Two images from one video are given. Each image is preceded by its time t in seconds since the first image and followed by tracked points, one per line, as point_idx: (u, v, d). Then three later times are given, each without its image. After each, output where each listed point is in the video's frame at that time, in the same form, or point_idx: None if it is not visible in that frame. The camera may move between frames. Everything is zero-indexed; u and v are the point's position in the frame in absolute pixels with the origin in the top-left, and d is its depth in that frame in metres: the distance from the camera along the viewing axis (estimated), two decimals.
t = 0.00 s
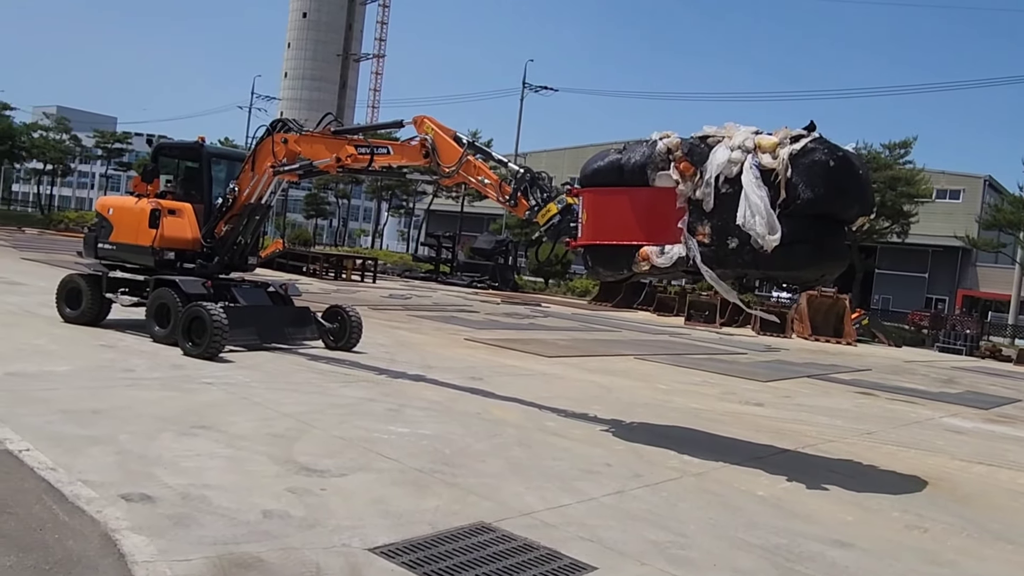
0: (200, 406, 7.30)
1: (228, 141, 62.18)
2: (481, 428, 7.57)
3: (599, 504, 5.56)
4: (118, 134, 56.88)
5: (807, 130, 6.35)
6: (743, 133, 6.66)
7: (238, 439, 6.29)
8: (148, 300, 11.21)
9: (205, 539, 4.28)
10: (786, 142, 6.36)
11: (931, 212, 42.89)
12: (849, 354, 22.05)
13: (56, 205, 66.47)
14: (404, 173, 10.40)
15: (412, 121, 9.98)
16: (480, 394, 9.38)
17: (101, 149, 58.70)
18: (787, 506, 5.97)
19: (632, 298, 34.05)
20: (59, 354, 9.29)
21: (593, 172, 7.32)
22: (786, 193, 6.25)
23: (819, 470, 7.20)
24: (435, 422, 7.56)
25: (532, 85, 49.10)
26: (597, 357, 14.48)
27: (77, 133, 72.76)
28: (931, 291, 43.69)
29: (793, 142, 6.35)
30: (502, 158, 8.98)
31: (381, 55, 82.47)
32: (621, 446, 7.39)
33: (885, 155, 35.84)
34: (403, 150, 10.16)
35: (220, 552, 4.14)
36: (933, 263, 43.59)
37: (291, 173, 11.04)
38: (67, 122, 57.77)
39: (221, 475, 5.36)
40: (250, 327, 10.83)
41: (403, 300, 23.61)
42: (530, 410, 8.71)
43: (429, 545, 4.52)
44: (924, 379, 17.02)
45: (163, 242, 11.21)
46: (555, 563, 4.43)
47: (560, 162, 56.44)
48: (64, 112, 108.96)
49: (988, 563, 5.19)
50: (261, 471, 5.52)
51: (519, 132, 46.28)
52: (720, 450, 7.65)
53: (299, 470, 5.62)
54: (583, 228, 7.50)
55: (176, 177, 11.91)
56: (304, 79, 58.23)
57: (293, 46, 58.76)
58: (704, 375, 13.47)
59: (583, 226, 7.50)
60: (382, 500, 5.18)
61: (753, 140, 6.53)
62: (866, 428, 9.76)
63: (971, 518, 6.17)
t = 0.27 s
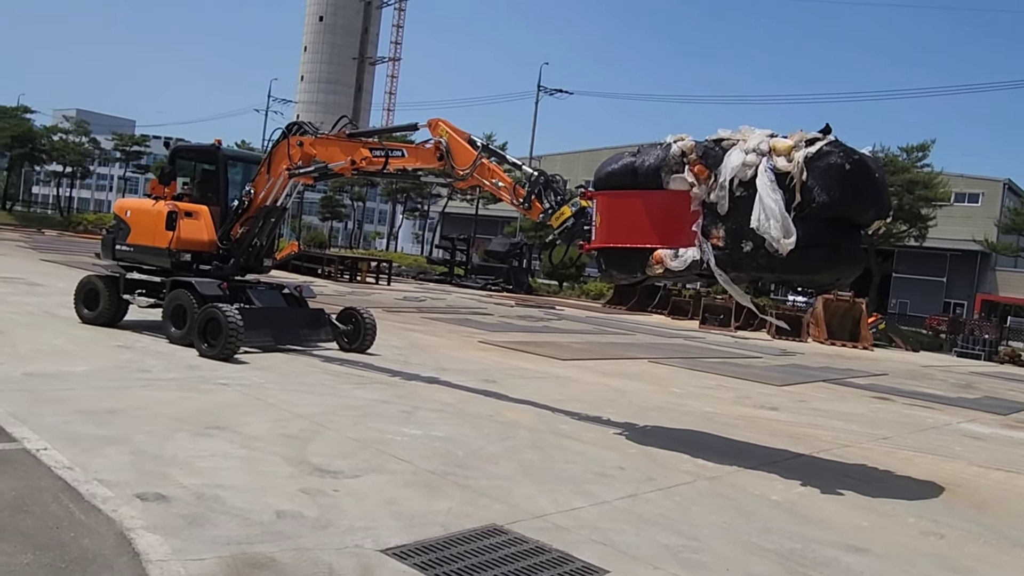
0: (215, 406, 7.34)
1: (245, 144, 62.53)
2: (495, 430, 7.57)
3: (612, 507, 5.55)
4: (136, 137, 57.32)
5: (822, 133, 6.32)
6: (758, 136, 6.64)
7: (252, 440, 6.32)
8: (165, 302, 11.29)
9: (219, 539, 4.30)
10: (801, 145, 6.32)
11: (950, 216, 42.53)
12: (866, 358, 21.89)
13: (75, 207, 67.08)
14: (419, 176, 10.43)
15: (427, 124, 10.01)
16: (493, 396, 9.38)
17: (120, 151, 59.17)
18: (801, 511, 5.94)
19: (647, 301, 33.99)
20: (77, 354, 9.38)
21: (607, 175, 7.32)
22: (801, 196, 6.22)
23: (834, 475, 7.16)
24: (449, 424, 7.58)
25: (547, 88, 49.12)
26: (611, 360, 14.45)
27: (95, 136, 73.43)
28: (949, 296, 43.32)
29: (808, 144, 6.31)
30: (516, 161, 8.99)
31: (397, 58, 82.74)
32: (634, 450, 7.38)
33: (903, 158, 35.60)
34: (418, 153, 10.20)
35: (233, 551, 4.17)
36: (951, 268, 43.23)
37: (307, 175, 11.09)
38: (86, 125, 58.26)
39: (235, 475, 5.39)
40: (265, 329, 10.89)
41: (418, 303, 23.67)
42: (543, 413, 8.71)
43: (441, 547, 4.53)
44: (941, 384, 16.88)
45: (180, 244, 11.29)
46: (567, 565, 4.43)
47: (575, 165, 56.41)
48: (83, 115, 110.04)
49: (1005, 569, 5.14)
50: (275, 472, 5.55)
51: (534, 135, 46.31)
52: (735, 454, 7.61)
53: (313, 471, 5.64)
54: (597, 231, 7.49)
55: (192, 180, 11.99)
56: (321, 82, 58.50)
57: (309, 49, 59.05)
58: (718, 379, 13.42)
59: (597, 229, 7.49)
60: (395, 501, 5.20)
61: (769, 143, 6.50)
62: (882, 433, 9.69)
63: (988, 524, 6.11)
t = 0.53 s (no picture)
0: (224, 405, 7.38)
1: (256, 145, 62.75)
2: (502, 431, 7.58)
3: (619, 509, 5.55)
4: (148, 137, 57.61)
5: (832, 135, 6.30)
6: (767, 138, 6.61)
7: (260, 439, 6.35)
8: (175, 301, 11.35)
9: (226, 537, 4.32)
10: (811, 147, 6.29)
11: (962, 219, 42.27)
12: (877, 362, 21.79)
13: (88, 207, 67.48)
14: (428, 177, 10.45)
15: (436, 125, 10.03)
16: (502, 397, 9.39)
17: (132, 152, 59.48)
18: (810, 514, 5.92)
19: (656, 304, 33.94)
20: (87, 353, 9.44)
21: (616, 176, 7.32)
22: (810, 199, 6.21)
23: (843, 478, 7.13)
24: (457, 425, 7.59)
25: (558, 90, 49.13)
26: (620, 362, 14.43)
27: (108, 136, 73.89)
28: (961, 299, 43.08)
29: (818, 147, 6.28)
30: (525, 163, 8.99)
31: (407, 60, 82.93)
32: (642, 452, 7.37)
33: (915, 161, 35.42)
34: (427, 154, 10.22)
35: (240, 550, 4.18)
36: (964, 271, 43.00)
37: (317, 176, 11.14)
38: (98, 126, 58.54)
39: (243, 474, 5.42)
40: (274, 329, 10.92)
41: (427, 304, 23.70)
42: (552, 414, 8.70)
43: (447, 547, 4.53)
44: (952, 388, 16.78)
45: (190, 244, 11.36)
46: (573, 566, 4.43)
47: (585, 167, 56.38)
48: (96, 116, 110.77)
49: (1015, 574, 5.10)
50: (283, 471, 5.57)
51: (544, 137, 46.31)
52: (743, 457, 7.59)
53: (320, 471, 5.66)
54: (605, 233, 7.49)
55: (203, 180, 12.06)
56: (332, 83, 58.67)
57: (321, 50, 59.24)
58: (728, 382, 13.39)
59: (605, 230, 7.49)
60: (402, 501, 5.21)
61: (779, 145, 6.47)
62: (892, 436, 9.64)
63: (998, 529, 6.08)
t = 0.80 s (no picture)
0: (224, 404, 7.38)
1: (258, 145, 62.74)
2: (502, 430, 7.58)
3: (618, 508, 5.55)
4: (150, 136, 57.61)
5: (833, 136, 6.29)
6: (768, 139, 6.62)
7: (260, 437, 6.35)
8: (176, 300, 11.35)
9: (225, 535, 4.32)
10: (811, 148, 6.30)
11: (963, 221, 42.25)
12: (878, 363, 21.79)
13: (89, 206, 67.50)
14: (429, 176, 10.45)
15: (438, 125, 10.03)
16: (502, 397, 9.39)
17: (134, 151, 59.47)
18: (809, 515, 5.92)
19: (657, 304, 33.95)
20: (88, 351, 9.45)
21: (617, 177, 7.33)
22: (811, 200, 6.20)
23: (843, 479, 7.12)
24: (456, 424, 7.59)
25: (560, 90, 49.13)
26: (621, 363, 14.43)
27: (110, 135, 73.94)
28: (962, 301, 43.09)
29: (818, 147, 6.29)
30: (526, 163, 8.99)
31: (409, 60, 82.96)
32: (642, 452, 7.37)
33: (916, 163, 35.42)
34: (429, 153, 10.22)
35: (239, 547, 4.18)
36: (965, 274, 43.00)
37: (318, 175, 11.14)
38: (100, 124, 58.51)
39: (243, 472, 5.42)
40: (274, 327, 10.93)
41: (428, 303, 23.72)
42: (552, 414, 8.71)
43: (446, 546, 4.53)
44: (953, 390, 16.78)
45: (191, 242, 11.37)
46: (571, 565, 4.43)
47: (587, 167, 56.40)
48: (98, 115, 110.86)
49: None
50: (282, 469, 5.58)
51: (546, 137, 46.32)
52: (743, 457, 7.59)
53: (320, 469, 5.67)
54: (606, 233, 7.49)
55: (204, 179, 12.06)
56: (334, 83, 58.69)
57: (323, 50, 59.25)
58: (728, 383, 13.39)
59: (605, 231, 7.49)
60: (401, 500, 5.21)
61: (779, 146, 6.48)
62: (892, 438, 9.64)
63: (997, 531, 6.07)
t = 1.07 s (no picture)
0: (209, 404, 7.32)
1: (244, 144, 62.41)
2: (489, 431, 7.56)
3: (606, 509, 5.54)
4: (135, 135, 57.21)
5: (821, 138, 6.30)
6: (755, 140, 6.62)
7: (245, 438, 6.31)
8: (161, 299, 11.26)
9: (210, 537, 4.28)
10: (799, 149, 6.30)
11: (947, 222, 42.60)
12: (863, 364, 21.93)
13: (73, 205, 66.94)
14: (416, 176, 10.42)
15: (425, 124, 10.00)
16: (489, 397, 9.37)
17: (118, 149, 59.02)
18: (795, 515, 5.93)
19: (644, 305, 34.03)
20: (71, 351, 9.35)
21: (604, 177, 7.33)
22: (798, 201, 6.21)
23: (829, 479, 7.15)
24: (443, 425, 7.57)
25: (547, 90, 49.19)
26: (608, 363, 14.44)
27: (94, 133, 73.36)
28: (946, 302, 43.48)
29: (806, 149, 6.29)
30: (514, 163, 8.97)
31: (397, 60, 82.81)
32: (629, 452, 7.37)
33: (901, 165, 35.68)
34: (416, 153, 10.19)
35: (224, 549, 4.15)
36: (948, 275, 43.40)
37: (305, 174, 11.08)
38: (84, 122, 58.02)
39: (228, 473, 5.38)
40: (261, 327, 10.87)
41: (415, 304, 23.67)
42: (539, 414, 8.70)
43: (433, 547, 4.51)
44: (937, 391, 16.91)
45: (176, 241, 11.28)
46: (559, 567, 4.42)
47: (574, 168, 56.48)
48: (82, 112, 110.00)
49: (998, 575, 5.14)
50: (268, 470, 5.54)
51: (533, 138, 46.38)
52: (730, 458, 7.61)
53: (306, 470, 5.63)
54: (593, 233, 7.49)
55: (190, 177, 11.97)
56: (321, 82, 58.50)
57: (310, 49, 59.05)
58: (715, 383, 13.43)
59: (593, 231, 7.48)
60: (387, 501, 5.18)
61: (766, 147, 6.48)
62: (877, 438, 9.69)
63: (982, 530, 6.11)
